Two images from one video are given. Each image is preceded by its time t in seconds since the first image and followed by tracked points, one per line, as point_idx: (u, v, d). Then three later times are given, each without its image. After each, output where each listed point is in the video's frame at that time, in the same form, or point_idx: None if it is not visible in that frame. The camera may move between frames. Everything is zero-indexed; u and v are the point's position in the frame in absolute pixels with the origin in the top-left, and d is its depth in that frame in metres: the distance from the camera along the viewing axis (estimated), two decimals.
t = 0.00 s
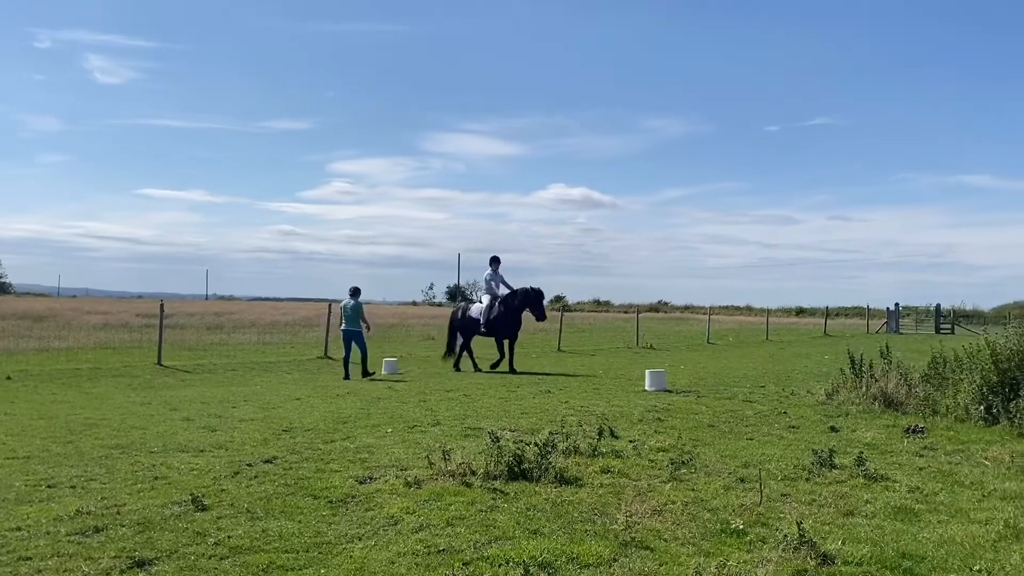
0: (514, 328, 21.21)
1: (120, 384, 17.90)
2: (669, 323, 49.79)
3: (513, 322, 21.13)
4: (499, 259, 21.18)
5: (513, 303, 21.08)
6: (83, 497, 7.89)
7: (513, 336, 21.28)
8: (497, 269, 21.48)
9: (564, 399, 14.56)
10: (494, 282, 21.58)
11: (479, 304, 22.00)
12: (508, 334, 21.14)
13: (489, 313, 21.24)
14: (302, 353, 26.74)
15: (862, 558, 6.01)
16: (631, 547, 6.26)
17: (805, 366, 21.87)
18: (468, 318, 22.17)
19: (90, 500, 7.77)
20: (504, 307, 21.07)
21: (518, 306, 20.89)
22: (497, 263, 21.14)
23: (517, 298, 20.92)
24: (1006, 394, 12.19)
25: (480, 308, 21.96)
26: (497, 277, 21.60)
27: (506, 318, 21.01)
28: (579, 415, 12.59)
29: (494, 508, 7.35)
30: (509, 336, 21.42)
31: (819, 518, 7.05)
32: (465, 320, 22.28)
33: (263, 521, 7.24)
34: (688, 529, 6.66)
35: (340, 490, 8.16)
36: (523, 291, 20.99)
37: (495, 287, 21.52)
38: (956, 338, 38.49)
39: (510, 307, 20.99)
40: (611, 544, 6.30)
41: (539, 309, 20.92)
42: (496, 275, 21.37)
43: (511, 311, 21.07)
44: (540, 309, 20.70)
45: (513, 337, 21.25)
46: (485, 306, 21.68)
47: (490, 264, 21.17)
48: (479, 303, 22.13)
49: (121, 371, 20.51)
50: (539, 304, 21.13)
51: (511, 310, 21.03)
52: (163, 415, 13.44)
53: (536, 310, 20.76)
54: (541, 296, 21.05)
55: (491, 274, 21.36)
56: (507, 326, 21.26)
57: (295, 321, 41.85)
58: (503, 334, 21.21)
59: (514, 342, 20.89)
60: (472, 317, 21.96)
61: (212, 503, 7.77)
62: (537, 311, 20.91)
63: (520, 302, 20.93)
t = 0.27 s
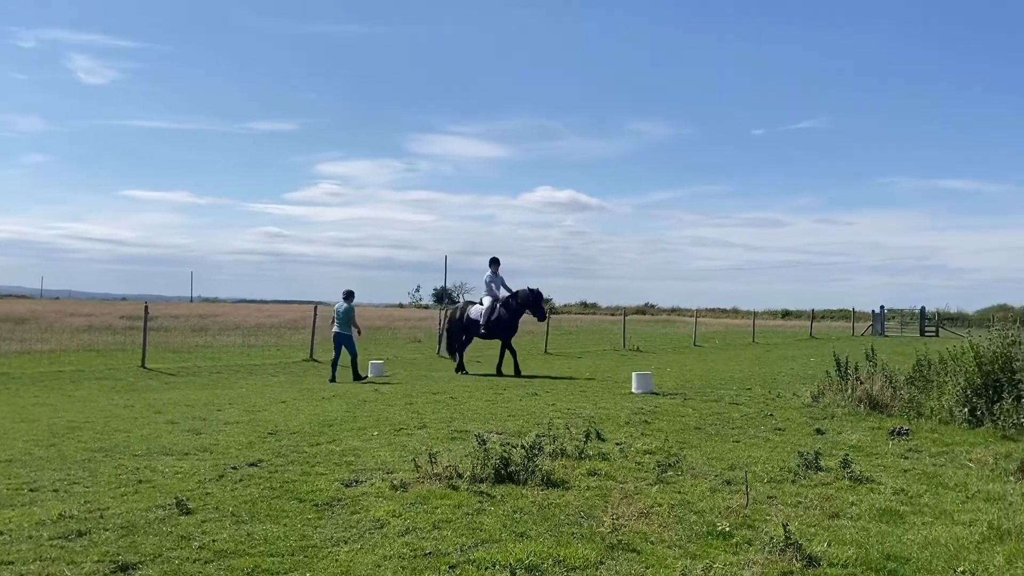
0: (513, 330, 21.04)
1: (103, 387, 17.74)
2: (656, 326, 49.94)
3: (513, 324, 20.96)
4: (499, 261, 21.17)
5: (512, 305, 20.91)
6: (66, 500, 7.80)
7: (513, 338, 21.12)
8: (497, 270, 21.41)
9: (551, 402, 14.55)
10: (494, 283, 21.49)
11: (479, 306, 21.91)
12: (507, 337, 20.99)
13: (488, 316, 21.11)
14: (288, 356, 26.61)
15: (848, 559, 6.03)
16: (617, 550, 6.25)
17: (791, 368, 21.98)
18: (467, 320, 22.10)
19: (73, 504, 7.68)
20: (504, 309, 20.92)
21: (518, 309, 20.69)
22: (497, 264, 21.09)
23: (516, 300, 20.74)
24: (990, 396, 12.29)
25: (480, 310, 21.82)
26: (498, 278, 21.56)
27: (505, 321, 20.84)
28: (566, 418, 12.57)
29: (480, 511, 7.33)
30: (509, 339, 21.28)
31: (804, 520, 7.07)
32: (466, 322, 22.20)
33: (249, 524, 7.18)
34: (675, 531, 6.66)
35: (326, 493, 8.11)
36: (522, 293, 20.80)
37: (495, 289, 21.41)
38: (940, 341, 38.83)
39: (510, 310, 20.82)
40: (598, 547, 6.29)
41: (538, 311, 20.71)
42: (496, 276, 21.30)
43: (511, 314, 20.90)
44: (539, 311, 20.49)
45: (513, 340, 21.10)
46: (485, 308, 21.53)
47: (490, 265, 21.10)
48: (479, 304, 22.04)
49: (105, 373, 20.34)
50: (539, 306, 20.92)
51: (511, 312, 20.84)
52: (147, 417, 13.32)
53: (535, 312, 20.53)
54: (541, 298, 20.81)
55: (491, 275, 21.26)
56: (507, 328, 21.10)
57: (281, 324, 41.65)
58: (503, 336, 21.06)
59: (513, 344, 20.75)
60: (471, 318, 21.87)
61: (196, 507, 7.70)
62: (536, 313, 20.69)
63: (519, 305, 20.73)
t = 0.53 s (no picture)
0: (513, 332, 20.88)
1: (88, 389, 17.60)
2: (645, 327, 50.09)
3: (513, 325, 20.82)
4: (499, 261, 21.15)
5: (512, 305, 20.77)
6: (51, 504, 7.74)
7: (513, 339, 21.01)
8: (497, 270, 21.33)
9: (539, 404, 14.56)
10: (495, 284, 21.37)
11: (480, 307, 21.81)
12: (506, 338, 20.88)
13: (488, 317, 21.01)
14: (276, 359, 26.50)
15: (834, 560, 6.06)
16: (604, 552, 6.26)
17: (778, 370, 22.10)
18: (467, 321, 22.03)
19: (57, 508, 7.62)
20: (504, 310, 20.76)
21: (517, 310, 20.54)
22: (498, 264, 21.01)
23: (515, 301, 20.59)
24: (974, 397, 12.39)
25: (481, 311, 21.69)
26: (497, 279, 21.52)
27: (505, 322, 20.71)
28: (554, 420, 12.58)
29: (468, 513, 7.32)
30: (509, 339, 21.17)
31: (791, 522, 7.10)
32: (466, 324, 22.10)
33: (235, 527, 7.15)
34: (662, 533, 6.68)
35: (313, 496, 8.08)
36: (521, 293, 20.66)
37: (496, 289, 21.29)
38: (925, 343, 39.16)
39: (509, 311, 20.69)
40: (585, 549, 6.29)
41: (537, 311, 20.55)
42: (497, 276, 21.20)
43: (510, 315, 20.77)
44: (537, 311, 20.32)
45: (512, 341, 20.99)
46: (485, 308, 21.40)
47: (491, 265, 21.01)
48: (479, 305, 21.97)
49: (90, 376, 20.18)
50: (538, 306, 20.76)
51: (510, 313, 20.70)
52: (134, 420, 13.23)
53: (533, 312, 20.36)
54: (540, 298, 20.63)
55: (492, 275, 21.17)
56: (507, 329, 20.99)
57: (268, 326, 41.49)
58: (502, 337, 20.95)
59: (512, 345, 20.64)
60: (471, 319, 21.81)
61: (182, 510, 7.65)
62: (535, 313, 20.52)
63: (518, 305, 20.58)
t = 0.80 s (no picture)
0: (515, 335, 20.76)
1: (75, 392, 17.47)
2: (634, 329, 50.22)
3: (514, 329, 20.71)
4: (502, 263, 21.10)
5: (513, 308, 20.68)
6: (36, 508, 7.67)
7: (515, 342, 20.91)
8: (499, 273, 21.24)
9: (529, 406, 14.56)
10: (497, 287, 21.33)
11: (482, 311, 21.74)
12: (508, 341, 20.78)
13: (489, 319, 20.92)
14: (264, 361, 26.39)
15: (822, 561, 6.09)
16: (594, 554, 6.26)
17: (767, 372, 22.20)
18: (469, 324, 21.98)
19: (43, 511, 7.55)
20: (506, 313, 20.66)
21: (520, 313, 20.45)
22: (500, 266, 20.92)
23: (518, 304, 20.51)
24: (961, 398, 12.47)
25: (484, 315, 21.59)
26: (500, 281, 21.53)
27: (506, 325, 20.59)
28: (544, 422, 12.59)
29: (457, 515, 7.31)
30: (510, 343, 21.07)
31: (780, 522, 7.12)
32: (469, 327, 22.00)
33: (224, 530, 7.10)
34: (651, 534, 6.69)
35: (301, 498, 8.05)
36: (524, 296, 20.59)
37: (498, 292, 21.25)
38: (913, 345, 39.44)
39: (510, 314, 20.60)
40: (574, 550, 6.29)
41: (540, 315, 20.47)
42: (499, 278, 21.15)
43: (511, 318, 20.67)
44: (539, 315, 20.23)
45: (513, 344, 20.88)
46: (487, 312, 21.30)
47: (494, 268, 20.92)
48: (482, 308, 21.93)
49: (77, 378, 20.03)
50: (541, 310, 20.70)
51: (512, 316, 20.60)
52: (121, 423, 13.15)
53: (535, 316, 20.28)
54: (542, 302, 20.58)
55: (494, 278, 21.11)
56: (509, 332, 20.86)
57: (257, 328, 41.33)
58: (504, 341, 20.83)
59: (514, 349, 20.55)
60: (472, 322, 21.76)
61: (170, 513, 7.60)
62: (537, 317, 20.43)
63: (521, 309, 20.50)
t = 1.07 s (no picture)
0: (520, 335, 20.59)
1: (63, 395, 17.35)
2: (625, 330, 50.32)
3: (520, 329, 20.56)
4: (505, 263, 21.03)
5: (519, 308, 20.57)
6: (23, 512, 7.61)
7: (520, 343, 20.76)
8: (503, 272, 21.17)
9: (519, 407, 14.56)
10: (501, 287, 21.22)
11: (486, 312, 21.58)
12: (514, 342, 20.62)
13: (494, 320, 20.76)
14: (254, 363, 26.29)
15: (811, 562, 6.10)
16: (584, 555, 6.26)
17: (757, 373, 22.27)
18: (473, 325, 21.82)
19: (30, 515, 7.50)
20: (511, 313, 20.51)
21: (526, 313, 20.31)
22: (504, 265, 20.84)
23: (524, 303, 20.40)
24: (950, 398, 12.53)
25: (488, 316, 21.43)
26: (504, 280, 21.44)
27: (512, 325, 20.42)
28: (535, 423, 12.59)
29: (448, 517, 7.30)
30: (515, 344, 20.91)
31: (769, 523, 7.14)
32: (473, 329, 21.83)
33: (213, 534, 7.07)
34: (642, 536, 6.70)
35: (291, 501, 8.02)
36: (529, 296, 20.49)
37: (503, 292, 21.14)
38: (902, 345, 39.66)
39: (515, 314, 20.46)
40: (565, 552, 6.29)
41: (546, 314, 20.36)
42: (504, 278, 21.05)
43: (517, 318, 20.53)
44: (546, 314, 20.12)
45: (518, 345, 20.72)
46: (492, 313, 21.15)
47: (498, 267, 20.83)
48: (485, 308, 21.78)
49: (65, 381, 19.90)
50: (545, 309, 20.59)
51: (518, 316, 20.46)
52: (110, 426, 13.07)
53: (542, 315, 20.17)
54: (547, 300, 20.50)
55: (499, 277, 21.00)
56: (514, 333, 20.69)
57: (248, 330, 41.22)
58: (509, 342, 20.67)
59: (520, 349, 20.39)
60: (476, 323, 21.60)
61: (158, 516, 7.56)
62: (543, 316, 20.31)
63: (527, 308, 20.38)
